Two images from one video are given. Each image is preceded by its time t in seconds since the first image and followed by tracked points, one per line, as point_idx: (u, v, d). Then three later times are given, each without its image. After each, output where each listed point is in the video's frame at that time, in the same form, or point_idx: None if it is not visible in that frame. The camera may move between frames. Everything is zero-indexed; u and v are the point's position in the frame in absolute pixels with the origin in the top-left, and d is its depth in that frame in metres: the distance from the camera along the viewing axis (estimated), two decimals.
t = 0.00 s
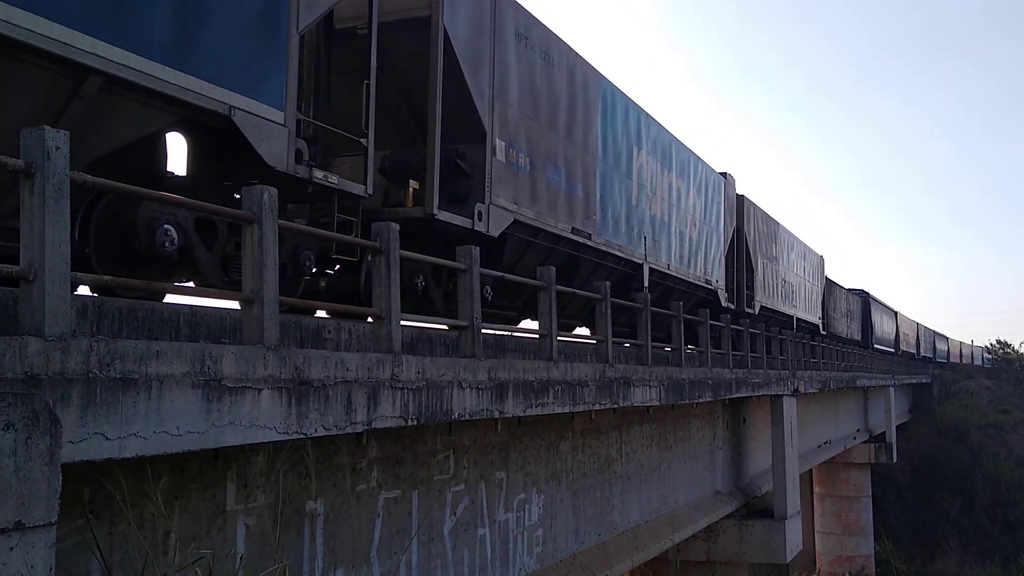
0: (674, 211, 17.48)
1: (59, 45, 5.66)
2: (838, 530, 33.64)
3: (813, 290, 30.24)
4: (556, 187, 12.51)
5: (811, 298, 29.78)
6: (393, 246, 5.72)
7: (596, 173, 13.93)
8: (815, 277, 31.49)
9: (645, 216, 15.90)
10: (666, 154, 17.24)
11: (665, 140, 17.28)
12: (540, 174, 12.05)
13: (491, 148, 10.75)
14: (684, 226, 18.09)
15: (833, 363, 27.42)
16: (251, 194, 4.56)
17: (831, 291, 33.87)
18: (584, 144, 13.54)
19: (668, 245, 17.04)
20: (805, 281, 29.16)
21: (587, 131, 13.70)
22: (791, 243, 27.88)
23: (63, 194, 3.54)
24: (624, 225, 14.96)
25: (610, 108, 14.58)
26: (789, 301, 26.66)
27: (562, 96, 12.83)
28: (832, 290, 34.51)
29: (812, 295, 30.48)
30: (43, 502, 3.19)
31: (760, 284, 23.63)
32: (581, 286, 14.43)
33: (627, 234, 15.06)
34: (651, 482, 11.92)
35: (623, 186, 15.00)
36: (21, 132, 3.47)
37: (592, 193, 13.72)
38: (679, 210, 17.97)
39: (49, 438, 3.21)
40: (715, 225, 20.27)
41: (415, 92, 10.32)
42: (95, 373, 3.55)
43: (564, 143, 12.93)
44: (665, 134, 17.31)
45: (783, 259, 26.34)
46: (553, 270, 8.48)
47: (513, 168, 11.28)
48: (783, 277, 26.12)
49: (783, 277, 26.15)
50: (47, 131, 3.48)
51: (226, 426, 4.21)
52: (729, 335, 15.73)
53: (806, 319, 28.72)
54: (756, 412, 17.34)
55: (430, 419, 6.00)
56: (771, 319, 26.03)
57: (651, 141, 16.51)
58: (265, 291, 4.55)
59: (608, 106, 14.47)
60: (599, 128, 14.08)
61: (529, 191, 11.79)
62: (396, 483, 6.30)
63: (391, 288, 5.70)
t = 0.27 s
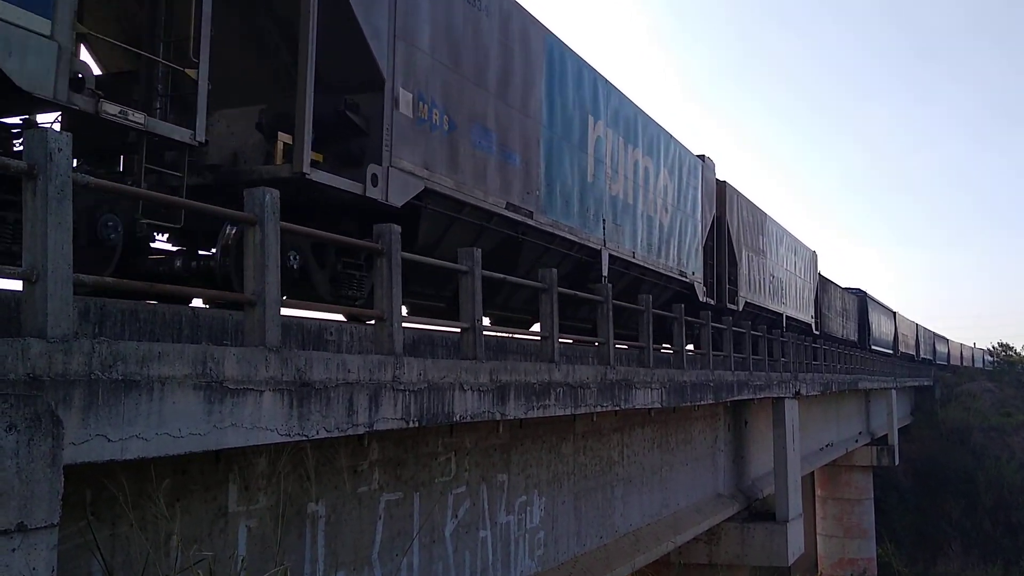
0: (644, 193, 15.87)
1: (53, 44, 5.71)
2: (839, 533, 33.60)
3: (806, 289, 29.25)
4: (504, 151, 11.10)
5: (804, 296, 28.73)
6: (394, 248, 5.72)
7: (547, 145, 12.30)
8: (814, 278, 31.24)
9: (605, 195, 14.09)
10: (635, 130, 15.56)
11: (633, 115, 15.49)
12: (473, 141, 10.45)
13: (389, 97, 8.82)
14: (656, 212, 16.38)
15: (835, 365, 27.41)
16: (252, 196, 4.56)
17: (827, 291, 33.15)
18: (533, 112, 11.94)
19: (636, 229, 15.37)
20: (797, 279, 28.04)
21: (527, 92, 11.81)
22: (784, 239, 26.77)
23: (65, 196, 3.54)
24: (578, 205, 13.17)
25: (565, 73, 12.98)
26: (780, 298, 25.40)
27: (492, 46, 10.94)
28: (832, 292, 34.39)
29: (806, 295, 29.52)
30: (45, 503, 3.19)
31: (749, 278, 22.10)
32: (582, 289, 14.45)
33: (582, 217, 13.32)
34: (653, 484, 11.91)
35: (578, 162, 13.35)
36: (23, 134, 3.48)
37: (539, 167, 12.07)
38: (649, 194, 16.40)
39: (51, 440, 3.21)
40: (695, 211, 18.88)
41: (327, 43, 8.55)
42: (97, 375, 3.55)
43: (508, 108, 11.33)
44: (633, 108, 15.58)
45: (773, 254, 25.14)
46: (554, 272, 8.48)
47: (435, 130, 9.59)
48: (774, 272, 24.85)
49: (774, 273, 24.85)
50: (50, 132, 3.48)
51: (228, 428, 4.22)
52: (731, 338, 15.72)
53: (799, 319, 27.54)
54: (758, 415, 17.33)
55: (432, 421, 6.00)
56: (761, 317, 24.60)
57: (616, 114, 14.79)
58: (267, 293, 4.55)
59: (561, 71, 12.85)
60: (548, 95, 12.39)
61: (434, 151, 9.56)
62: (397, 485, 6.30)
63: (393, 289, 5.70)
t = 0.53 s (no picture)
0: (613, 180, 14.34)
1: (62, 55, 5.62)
2: (841, 537, 33.56)
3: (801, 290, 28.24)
4: (447, 119, 9.78)
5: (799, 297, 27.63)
6: (396, 251, 5.72)
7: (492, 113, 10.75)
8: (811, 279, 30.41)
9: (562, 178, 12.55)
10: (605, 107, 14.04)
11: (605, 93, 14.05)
12: (399, 107, 8.93)
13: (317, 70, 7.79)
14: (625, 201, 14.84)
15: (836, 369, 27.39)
16: (254, 199, 4.57)
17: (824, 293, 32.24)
18: (476, 78, 10.45)
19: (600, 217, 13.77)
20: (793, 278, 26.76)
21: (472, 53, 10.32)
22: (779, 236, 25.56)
23: (67, 200, 3.55)
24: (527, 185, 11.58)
25: (522, 38, 11.51)
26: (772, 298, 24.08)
27: None
28: (831, 296, 33.98)
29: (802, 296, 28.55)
30: (47, 505, 3.19)
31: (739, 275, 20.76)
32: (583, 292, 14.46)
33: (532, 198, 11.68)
34: (654, 488, 11.90)
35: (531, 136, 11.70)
36: (25, 138, 3.48)
37: (485, 138, 10.54)
38: (623, 180, 14.98)
39: (54, 442, 3.21)
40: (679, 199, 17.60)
41: None
42: (99, 378, 3.55)
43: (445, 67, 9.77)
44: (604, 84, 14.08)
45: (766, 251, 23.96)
46: (556, 276, 8.47)
47: (340, 86, 8.05)
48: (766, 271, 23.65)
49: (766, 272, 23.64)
50: (52, 136, 3.48)
51: (229, 431, 4.22)
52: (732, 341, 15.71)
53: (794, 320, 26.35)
54: (759, 419, 17.32)
55: (433, 424, 6.00)
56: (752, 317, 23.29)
57: (582, 89, 13.29)
58: (269, 296, 4.55)
59: (513, 32, 11.28)
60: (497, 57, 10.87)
61: (345, 112, 8.14)
62: (398, 488, 6.30)
63: (395, 292, 5.70)
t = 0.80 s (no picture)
0: (586, 166, 13.23)
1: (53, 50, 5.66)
2: (841, 540, 33.54)
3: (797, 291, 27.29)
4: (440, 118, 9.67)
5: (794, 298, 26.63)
6: (396, 252, 5.72)
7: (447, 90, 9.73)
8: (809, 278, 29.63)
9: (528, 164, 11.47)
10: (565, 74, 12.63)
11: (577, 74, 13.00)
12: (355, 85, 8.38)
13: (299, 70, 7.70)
14: (601, 190, 13.72)
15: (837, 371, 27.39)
16: (256, 201, 4.57)
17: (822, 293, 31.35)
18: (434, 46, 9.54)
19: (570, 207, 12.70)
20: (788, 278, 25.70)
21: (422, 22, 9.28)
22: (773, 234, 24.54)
23: (69, 201, 3.55)
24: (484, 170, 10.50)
25: (481, 10, 10.47)
26: (766, 298, 23.01)
27: None
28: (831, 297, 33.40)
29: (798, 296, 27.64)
30: (48, 506, 3.19)
31: (729, 274, 19.70)
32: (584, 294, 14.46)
33: (489, 186, 10.60)
34: (654, 490, 11.89)
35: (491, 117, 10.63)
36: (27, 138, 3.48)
37: (433, 120, 9.50)
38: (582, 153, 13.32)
39: (54, 443, 3.21)
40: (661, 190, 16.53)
41: None
42: (99, 379, 3.55)
43: (386, 37, 8.79)
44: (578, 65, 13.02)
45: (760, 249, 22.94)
46: (557, 277, 8.47)
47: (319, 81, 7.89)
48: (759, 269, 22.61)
49: (759, 271, 22.59)
50: (54, 136, 3.48)
51: (229, 432, 4.21)
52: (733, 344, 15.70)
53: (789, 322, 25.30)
54: (759, 421, 17.32)
55: (433, 426, 6.00)
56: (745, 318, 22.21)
57: (553, 69, 12.24)
58: (269, 297, 4.55)
59: (473, 2, 10.26)
60: (451, 27, 9.82)
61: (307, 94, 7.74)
62: (399, 489, 6.29)
63: (396, 293, 5.70)
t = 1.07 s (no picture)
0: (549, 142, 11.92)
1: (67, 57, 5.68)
2: (843, 544, 33.49)
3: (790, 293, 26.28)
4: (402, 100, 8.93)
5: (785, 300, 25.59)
6: (398, 256, 5.72)
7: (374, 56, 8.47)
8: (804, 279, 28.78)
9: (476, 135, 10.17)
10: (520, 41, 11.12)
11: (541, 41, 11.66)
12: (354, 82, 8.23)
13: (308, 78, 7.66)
14: (567, 170, 12.43)
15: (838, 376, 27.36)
16: (258, 205, 4.58)
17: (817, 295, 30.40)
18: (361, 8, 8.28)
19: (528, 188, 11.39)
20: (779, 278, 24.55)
21: None
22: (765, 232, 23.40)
23: (71, 205, 3.55)
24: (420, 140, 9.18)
25: None
26: (756, 299, 21.82)
27: None
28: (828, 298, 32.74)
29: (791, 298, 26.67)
30: (49, 510, 3.19)
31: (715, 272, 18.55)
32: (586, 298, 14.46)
33: (424, 157, 9.24)
34: (656, 494, 11.88)
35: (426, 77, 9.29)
36: (30, 142, 3.48)
37: (346, 76, 8.14)
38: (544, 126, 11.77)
39: (56, 447, 3.21)
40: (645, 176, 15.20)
41: None
42: (102, 383, 3.55)
43: None
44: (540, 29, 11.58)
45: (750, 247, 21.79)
46: (558, 281, 8.46)
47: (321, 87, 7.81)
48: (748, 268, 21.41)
49: (749, 271, 21.44)
50: (56, 141, 3.49)
51: (231, 436, 4.21)
52: (734, 348, 15.69)
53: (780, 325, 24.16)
54: (760, 425, 17.29)
55: (435, 430, 5.99)
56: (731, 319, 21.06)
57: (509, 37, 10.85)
58: (272, 301, 4.55)
59: None
60: None
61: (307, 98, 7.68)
62: (400, 494, 6.29)
63: (398, 297, 5.70)
